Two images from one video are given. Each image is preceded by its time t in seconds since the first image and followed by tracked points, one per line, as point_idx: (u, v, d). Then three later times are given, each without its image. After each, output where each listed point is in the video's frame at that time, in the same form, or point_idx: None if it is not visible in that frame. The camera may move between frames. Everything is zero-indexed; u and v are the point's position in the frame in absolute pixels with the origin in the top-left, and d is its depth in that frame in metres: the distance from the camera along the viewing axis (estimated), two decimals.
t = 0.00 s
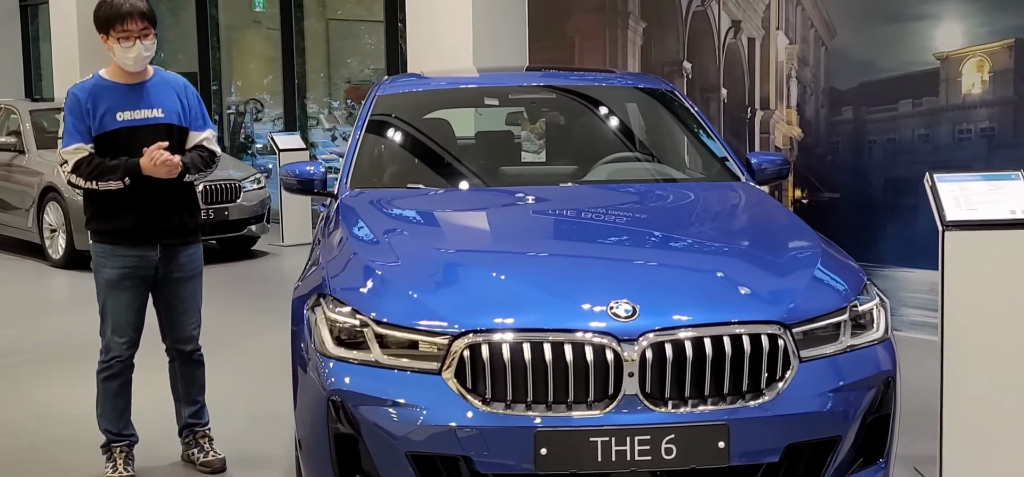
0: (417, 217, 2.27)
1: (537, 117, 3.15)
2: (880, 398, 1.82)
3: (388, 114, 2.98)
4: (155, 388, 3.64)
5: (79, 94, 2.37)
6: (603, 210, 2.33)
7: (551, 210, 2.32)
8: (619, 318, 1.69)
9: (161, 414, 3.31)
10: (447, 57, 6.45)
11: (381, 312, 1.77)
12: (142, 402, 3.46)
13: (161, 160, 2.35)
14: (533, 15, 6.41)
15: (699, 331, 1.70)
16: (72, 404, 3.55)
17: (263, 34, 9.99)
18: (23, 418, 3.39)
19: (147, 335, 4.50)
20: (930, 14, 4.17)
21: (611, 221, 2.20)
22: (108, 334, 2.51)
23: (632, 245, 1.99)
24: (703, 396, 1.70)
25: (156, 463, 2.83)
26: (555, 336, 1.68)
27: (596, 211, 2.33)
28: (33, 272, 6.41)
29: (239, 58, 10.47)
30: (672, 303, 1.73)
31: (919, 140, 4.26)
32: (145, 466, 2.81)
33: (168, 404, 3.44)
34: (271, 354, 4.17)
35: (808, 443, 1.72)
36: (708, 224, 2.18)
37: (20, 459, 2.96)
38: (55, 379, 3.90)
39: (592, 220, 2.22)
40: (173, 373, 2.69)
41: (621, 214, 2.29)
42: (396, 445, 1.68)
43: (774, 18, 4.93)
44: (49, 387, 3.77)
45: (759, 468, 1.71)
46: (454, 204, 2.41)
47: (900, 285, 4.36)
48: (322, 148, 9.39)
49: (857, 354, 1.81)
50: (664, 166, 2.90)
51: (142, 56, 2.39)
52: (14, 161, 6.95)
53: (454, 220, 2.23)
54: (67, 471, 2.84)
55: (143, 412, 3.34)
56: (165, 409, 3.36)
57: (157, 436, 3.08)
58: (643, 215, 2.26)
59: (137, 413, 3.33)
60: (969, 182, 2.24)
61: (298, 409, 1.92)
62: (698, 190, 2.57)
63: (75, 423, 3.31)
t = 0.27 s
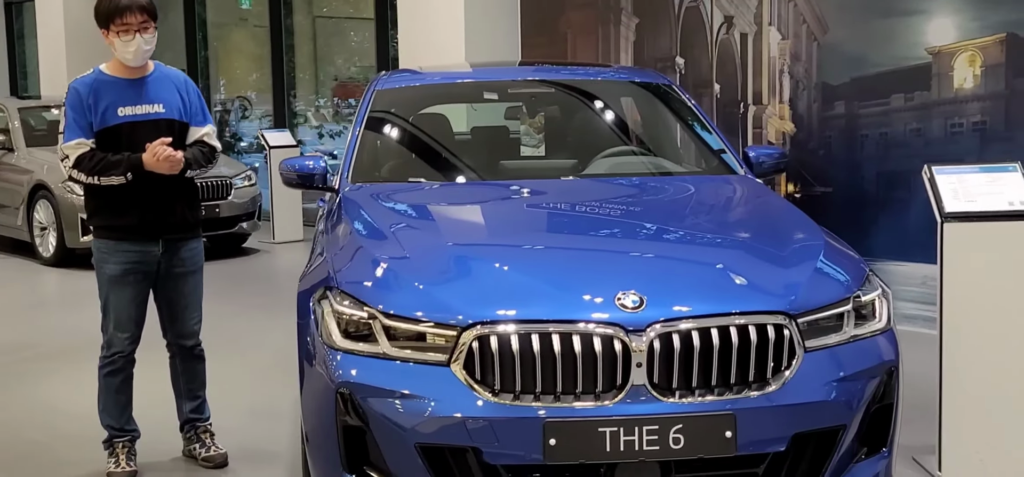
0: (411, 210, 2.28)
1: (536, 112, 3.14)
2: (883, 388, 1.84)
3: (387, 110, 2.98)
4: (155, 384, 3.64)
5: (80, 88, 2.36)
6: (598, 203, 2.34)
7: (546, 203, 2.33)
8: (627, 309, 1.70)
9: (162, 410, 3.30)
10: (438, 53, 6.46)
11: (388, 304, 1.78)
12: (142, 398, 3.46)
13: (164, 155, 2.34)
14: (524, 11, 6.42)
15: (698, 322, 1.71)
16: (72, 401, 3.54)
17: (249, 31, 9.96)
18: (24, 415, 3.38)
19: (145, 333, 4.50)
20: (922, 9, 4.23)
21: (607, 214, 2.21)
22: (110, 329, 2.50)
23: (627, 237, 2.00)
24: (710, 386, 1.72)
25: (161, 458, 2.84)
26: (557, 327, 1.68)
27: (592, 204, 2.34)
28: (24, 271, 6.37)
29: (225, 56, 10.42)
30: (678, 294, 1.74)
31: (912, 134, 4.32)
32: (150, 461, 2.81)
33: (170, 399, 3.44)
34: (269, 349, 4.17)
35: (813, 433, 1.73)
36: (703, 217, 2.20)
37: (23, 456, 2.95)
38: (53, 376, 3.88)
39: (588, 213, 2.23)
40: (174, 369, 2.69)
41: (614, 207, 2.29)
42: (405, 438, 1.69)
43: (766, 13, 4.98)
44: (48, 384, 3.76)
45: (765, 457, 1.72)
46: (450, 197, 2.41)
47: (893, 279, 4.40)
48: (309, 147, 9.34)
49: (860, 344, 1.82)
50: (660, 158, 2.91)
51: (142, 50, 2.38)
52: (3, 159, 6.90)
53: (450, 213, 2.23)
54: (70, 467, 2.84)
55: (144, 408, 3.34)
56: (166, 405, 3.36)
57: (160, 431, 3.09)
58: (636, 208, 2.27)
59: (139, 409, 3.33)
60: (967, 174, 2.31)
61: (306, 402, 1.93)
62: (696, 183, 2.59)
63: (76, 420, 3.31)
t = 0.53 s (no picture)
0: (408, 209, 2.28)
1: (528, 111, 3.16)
2: (874, 386, 1.85)
3: (380, 109, 2.99)
4: (146, 382, 3.63)
5: (75, 85, 2.36)
6: (589, 202, 2.34)
7: (536, 202, 2.33)
8: (621, 307, 1.71)
9: (154, 408, 3.29)
10: (427, 53, 6.45)
11: (383, 302, 1.78)
12: (134, 397, 3.44)
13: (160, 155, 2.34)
14: (514, 10, 6.43)
15: (690, 320, 1.71)
16: (63, 400, 3.52)
17: (237, 30, 9.92)
18: (15, 414, 3.36)
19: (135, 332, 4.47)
20: (911, 10, 4.26)
21: (596, 213, 2.21)
22: (102, 327, 2.50)
23: (616, 236, 2.00)
24: (703, 384, 1.73)
25: (154, 456, 2.83)
26: (548, 326, 1.69)
27: (581, 203, 2.34)
28: (11, 270, 6.33)
29: (213, 54, 10.38)
30: (671, 292, 1.75)
31: (900, 135, 4.35)
32: (142, 460, 2.80)
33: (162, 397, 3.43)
34: (260, 348, 4.16)
35: (805, 429, 1.74)
36: (694, 215, 2.21)
37: (14, 455, 2.94)
38: (43, 375, 3.87)
39: (583, 211, 2.23)
40: (166, 367, 2.69)
41: (606, 205, 2.30)
42: (400, 435, 1.69)
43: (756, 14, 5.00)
44: (38, 384, 3.74)
45: (758, 453, 1.74)
46: (441, 196, 2.41)
47: (882, 278, 4.43)
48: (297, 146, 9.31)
49: (851, 342, 1.84)
50: (651, 157, 2.92)
51: (137, 46, 2.37)
52: None
53: (439, 211, 2.23)
54: (62, 466, 2.82)
55: (136, 407, 3.33)
56: (158, 404, 3.35)
57: (153, 429, 3.08)
58: (628, 206, 2.28)
59: (131, 408, 3.32)
60: (957, 173, 2.35)
61: (300, 400, 1.93)
62: (687, 182, 2.60)
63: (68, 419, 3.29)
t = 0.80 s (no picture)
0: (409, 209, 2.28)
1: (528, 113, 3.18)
2: (873, 388, 1.86)
3: (381, 109, 2.98)
4: (146, 381, 3.62)
5: (81, 81, 2.36)
6: (589, 203, 2.34)
7: (535, 203, 2.33)
8: (621, 308, 1.71)
9: (154, 407, 3.29)
10: (426, 53, 6.44)
11: (383, 301, 1.78)
12: (134, 396, 3.44)
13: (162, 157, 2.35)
14: (515, 11, 6.43)
15: (693, 321, 1.72)
16: (62, 398, 3.52)
17: (237, 30, 9.92)
18: (14, 412, 3.36)
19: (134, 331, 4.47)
20: (912, 14, 4.26)
21: (596, 214, 2.22)
22: (103, 325, 2.49)
23: (615, 237, 2.01)
24: (703, 386, 1.73)
25: (154, 454, 2.83)
26: (550, 326, 1.69)
27: (581, 204, 2.34)
28: (10, 268, 6.33)
29: (212, 54, 10.38)
30: (671, 293, 1.75)
31: (900, 138, 4.36)
32: (142, 458, 2.80)
33: (162, 396, 3.44)
34: (259, 347, 4.17)
35: (805, 431, 1.75)
36: (695, 217, 2.21)
37: (14, 453, 2.94)
38: (42, 374, 3.86)
39: (585, 213, 2.24)
40: (167, 366, 2.69)
41: (606, 206, 2.30)
42: (400, 435, 1.69)
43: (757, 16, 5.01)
44: (37, 382, 3.74)
45: (758, 454, 1.74)
46: (441, 196, 2.41)
47: (880, 281, 4.44)
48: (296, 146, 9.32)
49: (852, 344, 1.84)
50: (651, 159, 2.93)
51: (143, 43, 2.38)
52: None
53: (439, 212, 2.23)
54: (63, 464, 2.82)
55: (136, 405, 3.33)
56: (158, 402, 3.35)
57: (153, 428, 3.08)
58: (628, 208, 2.28)
59: (131, 406, 3.32)
60: (957, 177, 2.34)
61: (300, 399, 1.93)
62: (687, 184, 2.60)
63: (67, 417, 3.29)
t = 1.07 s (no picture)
0: (412, 226, 2.28)
1: (533, 129, 3.20)
2: (877, 408, 1.85)
3: (385, 126, 3.00)
4: (149, 397, 3.62)
5: (91, 97, 2.40)
6: (591, 221, 2.35)
7: (538, 220, 2.34)
8: (626, 326, 1.71)
9: (157, 423, 3.29)
10: (428, 70, 6.47)
11: (387, 318, 1.78)
12: (137, 411, 3.44)
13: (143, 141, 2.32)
14: (517, 29, 6.47)
15: (697, 339, 1.72)
16: (65, 413, 3.52)
17: (240, 47, 9.97)
18: (17, 428, 3.36)
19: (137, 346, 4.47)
20: (914, 33, 4.28)
21: (599, 231, 2.22)
22: (109, 341, 2.50)
23: (618, 255, 2.01)
24: (707, 404, 1.73)
25: (157, 470, 2.83)
26: (554, 344, 1.69)
27: (584, 221, 2.35)
28: (13, 284, 6.34)
29: (217, 71, 10.43)
30: (675, 312, 1.75)
31: (903, 157, 4.37)
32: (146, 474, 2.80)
33: (165, 412, 3.43)
34: (262, 363, 4.17)
35: (809, 450, 1.74)
36: (697, 235, 2.21)
37: (18, 469, 2.94)
38: (45, 389, 3.86)
39: (586, 230, 2.24)
40: (172, 381, 2.69)
41: (608, 224, 2.31)
42: (404, 452, 1.69)
43: (759, 35, 5.04)
44: (40, 397, 3.74)
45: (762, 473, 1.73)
46: (445, 213, 2.42)
47: (883, 299, 4.43)
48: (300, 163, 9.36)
49: (855, 363, 1.84)
50: (654, 178, 2.95)
51: (155, 59, 2.39)
52: None
53: (443, 229, 2.23)
54: None
55: (139, 421, 3.32)
56: (161, 418, 3.35)
57: (156, 444, 3.07)
58: (631, 226, 2.29)
59: (134, 422, 3.31)
60: (960, 196, 2.27)
61: (304, 416, 1.93)
62: (689, 202, 2.61)
63: (70, 433, 3.29)
